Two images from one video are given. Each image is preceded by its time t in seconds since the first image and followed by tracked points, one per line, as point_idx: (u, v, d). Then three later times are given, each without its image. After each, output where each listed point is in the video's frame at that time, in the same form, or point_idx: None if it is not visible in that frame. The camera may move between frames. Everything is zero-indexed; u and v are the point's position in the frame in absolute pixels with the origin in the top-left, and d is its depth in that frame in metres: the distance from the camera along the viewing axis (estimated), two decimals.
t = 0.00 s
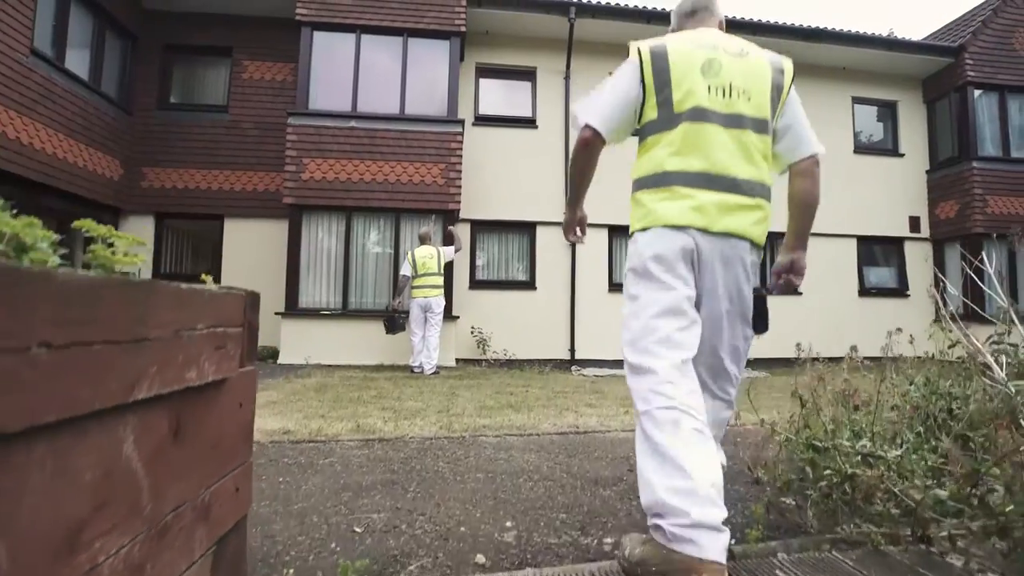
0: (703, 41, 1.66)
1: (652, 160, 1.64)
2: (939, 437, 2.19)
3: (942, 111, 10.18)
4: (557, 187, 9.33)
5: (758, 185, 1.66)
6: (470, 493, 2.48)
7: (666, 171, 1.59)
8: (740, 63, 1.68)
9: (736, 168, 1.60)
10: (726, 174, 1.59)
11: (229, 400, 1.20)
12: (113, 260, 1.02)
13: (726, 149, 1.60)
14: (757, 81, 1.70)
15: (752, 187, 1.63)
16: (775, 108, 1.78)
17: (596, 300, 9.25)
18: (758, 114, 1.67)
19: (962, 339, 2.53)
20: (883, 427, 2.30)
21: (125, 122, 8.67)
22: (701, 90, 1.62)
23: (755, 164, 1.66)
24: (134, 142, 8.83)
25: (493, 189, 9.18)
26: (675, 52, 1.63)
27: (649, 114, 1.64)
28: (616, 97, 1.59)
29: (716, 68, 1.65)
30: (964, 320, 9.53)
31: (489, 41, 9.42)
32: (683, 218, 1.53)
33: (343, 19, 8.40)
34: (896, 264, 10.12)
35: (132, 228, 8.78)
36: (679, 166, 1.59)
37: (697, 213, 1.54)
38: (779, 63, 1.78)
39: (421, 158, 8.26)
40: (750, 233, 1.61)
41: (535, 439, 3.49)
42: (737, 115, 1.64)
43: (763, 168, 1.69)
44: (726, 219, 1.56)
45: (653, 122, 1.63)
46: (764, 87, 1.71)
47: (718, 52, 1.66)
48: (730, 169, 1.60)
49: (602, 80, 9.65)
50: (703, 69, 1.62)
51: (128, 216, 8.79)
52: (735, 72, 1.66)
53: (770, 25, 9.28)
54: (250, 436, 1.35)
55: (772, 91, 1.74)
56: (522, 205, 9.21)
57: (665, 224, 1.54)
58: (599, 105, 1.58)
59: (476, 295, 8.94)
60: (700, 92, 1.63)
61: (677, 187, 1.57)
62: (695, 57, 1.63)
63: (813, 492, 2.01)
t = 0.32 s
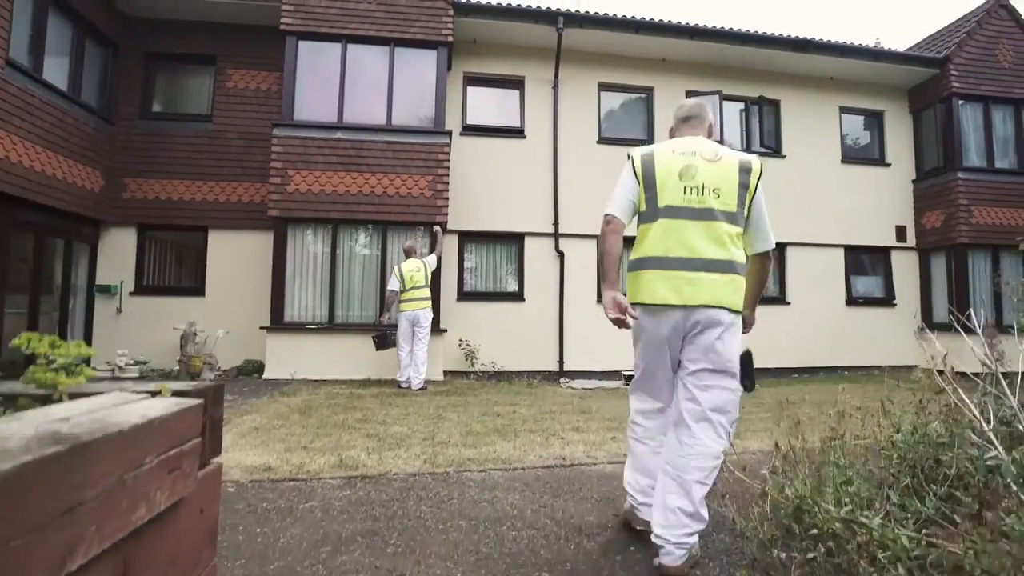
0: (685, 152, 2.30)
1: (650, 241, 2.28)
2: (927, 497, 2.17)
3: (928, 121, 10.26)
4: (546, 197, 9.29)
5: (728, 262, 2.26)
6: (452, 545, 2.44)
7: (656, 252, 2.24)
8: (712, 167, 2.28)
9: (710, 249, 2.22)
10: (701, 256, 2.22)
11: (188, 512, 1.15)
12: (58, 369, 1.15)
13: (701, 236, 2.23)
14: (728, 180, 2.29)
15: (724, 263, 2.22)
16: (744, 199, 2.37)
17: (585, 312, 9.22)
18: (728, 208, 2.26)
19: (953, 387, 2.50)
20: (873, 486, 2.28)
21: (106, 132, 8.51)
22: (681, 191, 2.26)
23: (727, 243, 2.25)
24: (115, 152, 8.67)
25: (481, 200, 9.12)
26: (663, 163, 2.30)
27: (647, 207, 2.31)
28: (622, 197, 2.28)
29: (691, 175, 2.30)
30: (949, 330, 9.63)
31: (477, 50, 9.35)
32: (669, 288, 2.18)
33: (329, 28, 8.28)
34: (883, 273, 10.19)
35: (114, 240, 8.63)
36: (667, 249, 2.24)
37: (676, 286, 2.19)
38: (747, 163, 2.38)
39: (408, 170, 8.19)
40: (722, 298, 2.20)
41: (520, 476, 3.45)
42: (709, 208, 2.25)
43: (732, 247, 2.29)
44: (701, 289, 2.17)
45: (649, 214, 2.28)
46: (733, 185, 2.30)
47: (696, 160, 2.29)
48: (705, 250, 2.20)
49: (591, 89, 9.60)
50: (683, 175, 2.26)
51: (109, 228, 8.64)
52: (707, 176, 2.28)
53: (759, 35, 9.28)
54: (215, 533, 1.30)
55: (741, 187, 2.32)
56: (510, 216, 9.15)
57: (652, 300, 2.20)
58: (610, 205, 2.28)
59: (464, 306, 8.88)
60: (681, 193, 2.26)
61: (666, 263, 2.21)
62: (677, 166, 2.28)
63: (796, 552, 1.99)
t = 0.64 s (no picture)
0: (663, 244, 3.01)
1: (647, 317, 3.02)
2: (909, 559, 2.19)
3: (914, 131, 10.34)
4: (535, 209, 9.26)
5: (707, 325, 2.93)
6: None
7: (649, 327, 2.97)
8: (685, 254, 2.95)
9: (689, 321, 2.91)
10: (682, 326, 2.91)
11: None
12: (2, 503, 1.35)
13: (682, 310, 2.91)
14: (699, 260, 2.93)
15: (702, 329, 2.87)
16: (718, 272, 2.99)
17: (574, 324, 9.21)
18: (700, 284, 2.92)
19: (936, 437, 2.50)
20: (855, 544, 2.30)
21: (88, 144, 8.38)
22: (663, 275, 2.97)
23: (704, 312, 2.91)
24: (98, 165, 8.55)
25: (470, 212, 9.07)
26: (647, 256, 3.04)
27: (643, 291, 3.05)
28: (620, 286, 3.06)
29: (671, 261, 3.00)
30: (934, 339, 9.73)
31: (465, 60, 9.30)
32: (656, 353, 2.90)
33: (316, 39, 8.18)
34: (870, 282, 10.27)
35: (97, 254, 8.51)
36: (658, 321, 2.98)
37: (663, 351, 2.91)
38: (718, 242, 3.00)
39: (396, 183, 8.12)
40: (704, 357, 2.85)
41: (505, 514, 3.44)
42: (685, 287, 2.93)
43: (709, 314, 2.94)
44: (684, 354, 2.85)
45: (642, 296, 3.03)
46: (705, 263, 2.95)
47: (673, 249, 2.99)
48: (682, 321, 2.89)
49: (580, 99, 9.57)
50: (663, 263, 2.97)
51: (92, 241, 8.51)
52: (682, 261, 2.96)
53: (747, 47, 9.29)
54: None
55: (712, 264, 2.95)
56: (500, 229, 9.11)
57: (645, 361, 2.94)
58: (610, 293, 3.12)
59: (453, 319, 8.84)
60: (663, 277, 2.98)
61: (655, 334, 2.94)
62: (658, 256, 3.00)
63: None
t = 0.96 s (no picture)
0: (665, 282, 3.30)
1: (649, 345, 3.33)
2: None
3: (901, 142, 10.43)
4: (524, 221, 9.24)
5: (700, 358, 3.20)
6: None
7: (648, 355, 3.27)
8: (682, 292, 3.22)
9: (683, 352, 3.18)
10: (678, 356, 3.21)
11: None
12: None
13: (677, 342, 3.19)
14: (696, 298, 3.21)
15: (694, 361, 3.16)
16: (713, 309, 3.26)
17: (564, 336, 9.21)
18: (694, 321, 3.19)
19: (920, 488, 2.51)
20: None
21: (71, 156, 8.26)
22: (662, 311, 3.26)
23: (698, 345, 3.19)
24: (82, 177, 8.43)
25: (459, 224, 9.03)
26: (649, 292, 3.33)
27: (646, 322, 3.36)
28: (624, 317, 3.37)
29: (670, 298, 3.28)
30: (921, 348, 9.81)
31: (454, 70, 9.25)
32: (652, 377, 3.22)
33: (302, 51, 8.12)
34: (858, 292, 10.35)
35: (80, 267, 8.40)
36: (655, 350, 3.28)
37: (659, 379, 3.22)
38: (716, 282, 3.26)
39: (384, 197, 8.08)
40: (694, 386, 3.15)
41: (491, 550, 3.42)
42: (681, 322, 3.21)
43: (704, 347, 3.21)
44: (676, 382, 3.15)
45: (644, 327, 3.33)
46: (701, 302, 3.22)
47: (673, 287, 3.28)
48: (678, 352, 3.17)
49: (570, 110, 9.56)
50: (662, 299, 3.26)
51: (76, 254, 8.40)
52: (680, 297, 3.24)
53: (736, 58, 9.31)
54: None
55: (707, 302, 3.22)
56: (489, 241, 9.09)
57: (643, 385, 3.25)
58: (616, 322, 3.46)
59: (442, 332, 8.80)
60: (662, 312, 3.27)
61: (653, 362, 3.25)
62: (659, 292, 3.29)
63: None
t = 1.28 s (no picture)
0: (685, 318, 3.91)
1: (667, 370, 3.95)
2: None
3: (888, 153, 10.53)
4: (515, 232, 9.23)
5: (710, 383, 3.81)
6: None
7: (666, 378, 3.87)
8: (699, 328, 3.83)
9: (696, 378, 3.79)
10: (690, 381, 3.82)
11: None
12: None
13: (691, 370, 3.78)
14: (710, 334, 3.81)
15: (707, 387, 3.76)
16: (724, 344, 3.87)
17: (555, 347, 9.21)
18: (707, 353, 3.80)
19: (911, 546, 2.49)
20: None
21: (56, 169, 8.16)
22: (680, 342, 3.87)
23: (708, 374, 3.80)
24: (67, 190, 8.34)
25: (449, 236, 9.00)
26: (670, 325, 3.93)
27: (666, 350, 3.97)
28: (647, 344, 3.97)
29: (688, 331, 3.89)
30: (908, 358, 9.91)
31: (444, 81, 9.22)
32: (668, 397, 3.84)
33: (291, 63, 8.06)
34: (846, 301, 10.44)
35: (66, 281, 8.30)
36: (673, 375, 3.88)
37: (675, 400, 3.82)
38: (728, 322, 3.87)
39: (375, 210, 8.04)
40: (705, 408, 3.75)
41: None
42: (696, 353, 3.82)
43: (713, 376, 3.81)
44: (690, 403, 3.76)
45: (664, 354, 3.95)
46: (714, 338, 3.83)
47: (692, 323, 3.90)
48: (691, 378, 3.78)
49: (561, 121, 9.57)
50: (682, 332, 3.87)
51: (61, 268, 8.30)
52: (696, 332, 3.85)
53: (726, 70, 9.36)
54: None
55: (719, 338, 3.82)
56: (480, 252, 9.07)
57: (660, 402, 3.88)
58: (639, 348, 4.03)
59: (434, 344, 8.77)
60: (681, 343, 3.87)
61: (669, 384, 3.86)
62: (679, 325, 3.90)
63: None
